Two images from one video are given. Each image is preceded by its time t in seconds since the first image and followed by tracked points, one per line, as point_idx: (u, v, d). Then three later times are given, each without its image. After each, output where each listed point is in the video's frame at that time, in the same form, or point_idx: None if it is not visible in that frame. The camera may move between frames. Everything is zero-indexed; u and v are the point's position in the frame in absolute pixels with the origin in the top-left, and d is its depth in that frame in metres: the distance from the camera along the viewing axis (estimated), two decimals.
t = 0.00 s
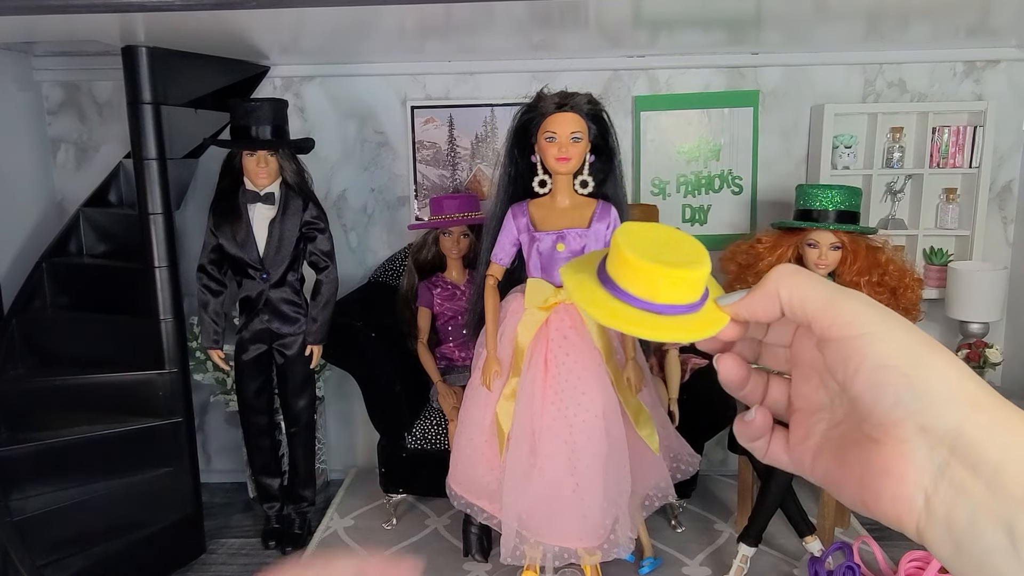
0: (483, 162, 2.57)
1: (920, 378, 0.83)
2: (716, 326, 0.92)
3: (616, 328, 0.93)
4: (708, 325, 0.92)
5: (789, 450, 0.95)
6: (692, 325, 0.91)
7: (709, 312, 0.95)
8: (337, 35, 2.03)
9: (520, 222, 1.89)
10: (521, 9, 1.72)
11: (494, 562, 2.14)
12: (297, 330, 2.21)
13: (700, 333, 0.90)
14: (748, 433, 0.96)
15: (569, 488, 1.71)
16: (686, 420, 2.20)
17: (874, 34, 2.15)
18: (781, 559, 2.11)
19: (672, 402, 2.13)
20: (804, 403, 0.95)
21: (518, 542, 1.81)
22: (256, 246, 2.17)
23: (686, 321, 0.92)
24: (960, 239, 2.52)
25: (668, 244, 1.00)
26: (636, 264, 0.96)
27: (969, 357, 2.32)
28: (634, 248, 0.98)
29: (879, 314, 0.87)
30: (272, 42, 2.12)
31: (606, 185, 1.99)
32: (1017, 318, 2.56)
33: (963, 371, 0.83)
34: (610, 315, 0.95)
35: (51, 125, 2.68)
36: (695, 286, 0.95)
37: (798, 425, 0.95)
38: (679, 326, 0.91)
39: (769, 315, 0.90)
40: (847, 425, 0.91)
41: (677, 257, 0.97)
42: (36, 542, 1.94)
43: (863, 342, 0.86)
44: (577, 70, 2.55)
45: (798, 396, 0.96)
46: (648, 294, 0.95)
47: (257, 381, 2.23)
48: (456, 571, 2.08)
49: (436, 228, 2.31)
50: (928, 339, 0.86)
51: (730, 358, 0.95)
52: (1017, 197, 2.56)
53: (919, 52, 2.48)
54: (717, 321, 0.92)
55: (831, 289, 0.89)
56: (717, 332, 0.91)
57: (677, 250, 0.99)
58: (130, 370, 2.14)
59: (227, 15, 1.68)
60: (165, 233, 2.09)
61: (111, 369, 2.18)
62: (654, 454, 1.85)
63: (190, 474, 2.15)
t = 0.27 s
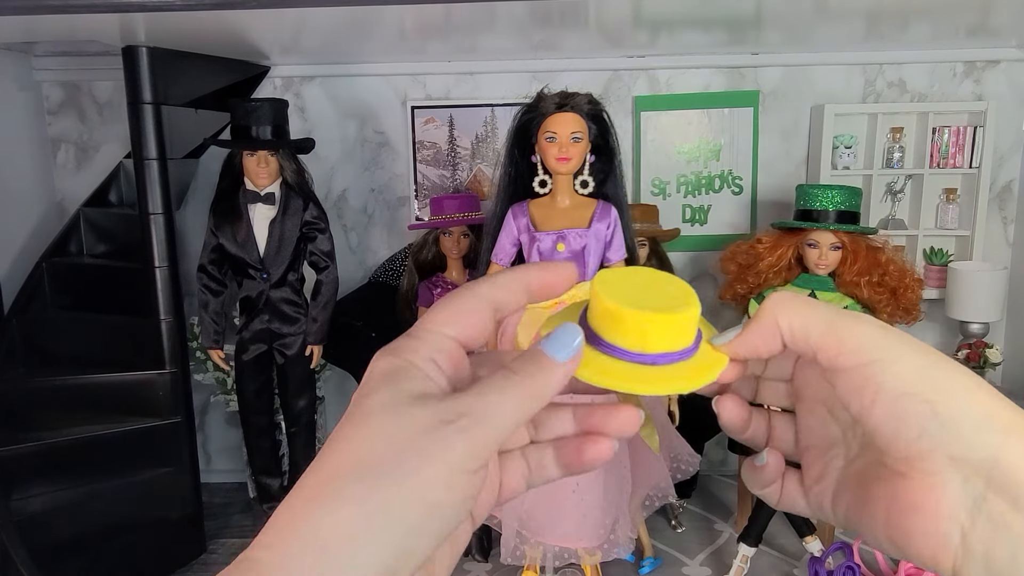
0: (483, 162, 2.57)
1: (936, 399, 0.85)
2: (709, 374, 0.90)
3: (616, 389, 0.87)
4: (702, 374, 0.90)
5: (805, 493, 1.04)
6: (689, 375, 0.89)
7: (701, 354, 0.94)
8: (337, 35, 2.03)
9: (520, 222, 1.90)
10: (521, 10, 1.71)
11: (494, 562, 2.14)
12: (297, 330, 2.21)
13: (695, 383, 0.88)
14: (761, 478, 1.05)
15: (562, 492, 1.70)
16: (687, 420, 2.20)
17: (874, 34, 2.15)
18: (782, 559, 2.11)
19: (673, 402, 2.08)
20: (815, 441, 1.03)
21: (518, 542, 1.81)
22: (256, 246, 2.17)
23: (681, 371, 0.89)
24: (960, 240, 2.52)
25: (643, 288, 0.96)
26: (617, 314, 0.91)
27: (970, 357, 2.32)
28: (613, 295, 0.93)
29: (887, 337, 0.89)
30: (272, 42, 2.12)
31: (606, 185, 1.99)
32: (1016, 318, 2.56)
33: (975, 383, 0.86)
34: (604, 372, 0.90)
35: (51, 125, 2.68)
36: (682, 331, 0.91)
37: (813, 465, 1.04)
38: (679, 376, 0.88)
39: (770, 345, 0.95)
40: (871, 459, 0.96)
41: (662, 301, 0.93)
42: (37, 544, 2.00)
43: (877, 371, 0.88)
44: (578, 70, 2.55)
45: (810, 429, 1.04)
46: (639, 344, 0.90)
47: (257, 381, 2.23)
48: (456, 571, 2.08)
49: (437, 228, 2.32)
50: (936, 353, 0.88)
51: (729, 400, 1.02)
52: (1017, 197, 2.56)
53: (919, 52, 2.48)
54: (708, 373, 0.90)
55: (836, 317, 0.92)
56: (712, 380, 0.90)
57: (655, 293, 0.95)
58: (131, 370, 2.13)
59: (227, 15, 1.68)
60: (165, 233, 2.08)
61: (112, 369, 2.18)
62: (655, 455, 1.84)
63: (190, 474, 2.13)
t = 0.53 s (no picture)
0: (483, 162, 2.57)
1: (978, 439, 0.80)
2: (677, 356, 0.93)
3: (584, 364, 0.91)
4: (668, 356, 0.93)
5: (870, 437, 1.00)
6: (656, 356, 0.92)
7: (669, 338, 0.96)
8: (336, 35, 2.03)
9: (520, 222, 1.90)
10: (521, 9, 1.71)
11: (494, 562, 2.13)
12: (297, 330, 2.21)
13: (664, 363, 0.91)
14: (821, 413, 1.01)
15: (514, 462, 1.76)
16: (687, 421, 2.20)
17: (874, 34, 2.15)
18: (782, 559, 2.11)
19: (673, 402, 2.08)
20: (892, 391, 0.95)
21: (519, 542, 1.81)
22: (256, 246, 2.17)
23: (650, 351, 0.92)
24: (960, 239, 2.52)
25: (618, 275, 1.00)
26: (590, 295, 0.95)
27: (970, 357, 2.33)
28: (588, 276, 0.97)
29: (914, 375, 0.81)
30: (271, 42, 2.12)
31: (607, 185, 1.99)
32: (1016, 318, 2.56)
33: (996, 433, 0.79)
34: (574, 350, 0.93)
35: (51, 125, 2.68)
36: (653, 315, 0.95)
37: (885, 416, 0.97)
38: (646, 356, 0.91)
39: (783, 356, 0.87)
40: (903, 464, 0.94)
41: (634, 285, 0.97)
42: (34, 542, 1.98)
43: (913, 415, 0.81)
44: (578, 70, 2.55)
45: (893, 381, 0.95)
46: (609, 324, 0.94)
47: (257, 381, 2.23)
48: (456, 571, 2.08)
49: (437, 228, 2.32)
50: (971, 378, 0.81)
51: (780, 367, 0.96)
52: (1017, 197, 2.56)
53: (919, 52, 2.48)
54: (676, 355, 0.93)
55: (864, 352, 0.82)
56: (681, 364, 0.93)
57: (629, 279, 0.99)
58: (132, 370, 2.14)
59: (227, 15, 1.68)
60: (165, 233, 2.08)
61: (112, 369, 2.18)
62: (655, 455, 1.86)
63: (190, 474, 2.12)
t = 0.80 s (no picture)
0: (483, 162, 2.57)
1: (956, 470, 0.79)
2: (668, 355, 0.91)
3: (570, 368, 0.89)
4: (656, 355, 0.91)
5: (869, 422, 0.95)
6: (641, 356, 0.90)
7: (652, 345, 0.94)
8: (337, 35, 2.03)
9: (520, 222, 1.89)
10: (521, 9, 1.71)
11: (494, 562, 2.13)
12: (297, 330, 2.21)
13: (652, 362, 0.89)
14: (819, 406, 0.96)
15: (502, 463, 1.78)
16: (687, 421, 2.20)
17: (874, 34, 2.15)
18: (782, 559, 2.11)
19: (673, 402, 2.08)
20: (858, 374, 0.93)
21: (519, 543, 1.81)
22: (256, 246, 2.17)
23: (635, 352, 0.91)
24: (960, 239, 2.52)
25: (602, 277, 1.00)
26: (574, 298, 0.95)
27: (970, 357, 2.33)
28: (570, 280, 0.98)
29: (899, 409, 0.78)
30: (272, 42, 2.12)
31: (607, 185, 1.99)
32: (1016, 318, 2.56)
33: (982, 455, 0.79)
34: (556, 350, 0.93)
35: (51, 125, 2.68)
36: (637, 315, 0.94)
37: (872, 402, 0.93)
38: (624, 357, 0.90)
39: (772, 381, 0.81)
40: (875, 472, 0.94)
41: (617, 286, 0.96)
42: (36, 541, 2.00)
43: (900, 454, 0.79)
44: (578, 70, 2.55)
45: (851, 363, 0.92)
46: (594, 327, 0.94)
47: (257, 381, 2.23)
48: (456, 571, 2.08)
49: (437, 228, 2.32)
50: (950, 404, 0.79)
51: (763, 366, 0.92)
52: (1018, 197, 2.56)
53: (919, 53, 2.48)
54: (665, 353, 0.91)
55: (849, 390, 0.78)
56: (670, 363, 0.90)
57: (614, 280, 1.00)
58: (134, 370, 2.14)
59: (227, 15, 1.68)
60: (165, 233, 2.08)
61: (111, 369, 2.18)
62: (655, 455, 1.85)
63: (190, 474, 2.10)
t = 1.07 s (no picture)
0: (483, 162, 2.57)
1: (943, 431, 0.82)
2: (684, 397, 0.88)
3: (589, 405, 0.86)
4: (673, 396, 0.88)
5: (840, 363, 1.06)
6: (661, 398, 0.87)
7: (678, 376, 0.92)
8: (336, 35, 2.03)
9: (520, 222, 1.89)
10: (521, 9, 1.71)
11: (494, 562, 2.13)
12: (297, 330, 2.21)
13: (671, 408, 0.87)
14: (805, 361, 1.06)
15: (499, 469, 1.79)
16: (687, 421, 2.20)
17: (873, 34, 2.15)
18: (782, 559, 2.11)
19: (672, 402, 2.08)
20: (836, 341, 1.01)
21: (518, 543, 1.81)
22: (256, 246, 2.17)
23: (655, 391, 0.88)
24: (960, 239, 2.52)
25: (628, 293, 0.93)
26: (599, 324, 0.88)
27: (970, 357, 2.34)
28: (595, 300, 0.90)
29: (894, 361, 0.81)
30: (272, 42, 2.12)
31: (607, 185, 1.99)
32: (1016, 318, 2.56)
33: (969, 413, 0.82)
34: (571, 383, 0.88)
35: (51, 125, 2.68)
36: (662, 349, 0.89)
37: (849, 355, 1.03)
38: (644, 398, 0.87)
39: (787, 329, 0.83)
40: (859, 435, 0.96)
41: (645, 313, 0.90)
42: (37, 541, 2.00)
43: (892, 405, 0.81)
44: (578, 70, 2.55)
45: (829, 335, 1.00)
46: (613, 357, 0.88)
47: (257, 381, 2.23)
48: (456, 571, 2.08)
49: (437, 227, 2.32)
50: (943, 366, 0.82)
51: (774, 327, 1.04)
52: (1018, 197, 2.56)
53: (919, 52, 2.48)
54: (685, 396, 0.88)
55: (853, 338, 0.80)
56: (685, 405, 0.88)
57: (642, 300, 0.92)
58: (133, 370, 2.13)
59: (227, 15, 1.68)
60: (165, 233, 2.08)
61: (110, 369, 2.18)
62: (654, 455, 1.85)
63: (190, 474, 2.11)
